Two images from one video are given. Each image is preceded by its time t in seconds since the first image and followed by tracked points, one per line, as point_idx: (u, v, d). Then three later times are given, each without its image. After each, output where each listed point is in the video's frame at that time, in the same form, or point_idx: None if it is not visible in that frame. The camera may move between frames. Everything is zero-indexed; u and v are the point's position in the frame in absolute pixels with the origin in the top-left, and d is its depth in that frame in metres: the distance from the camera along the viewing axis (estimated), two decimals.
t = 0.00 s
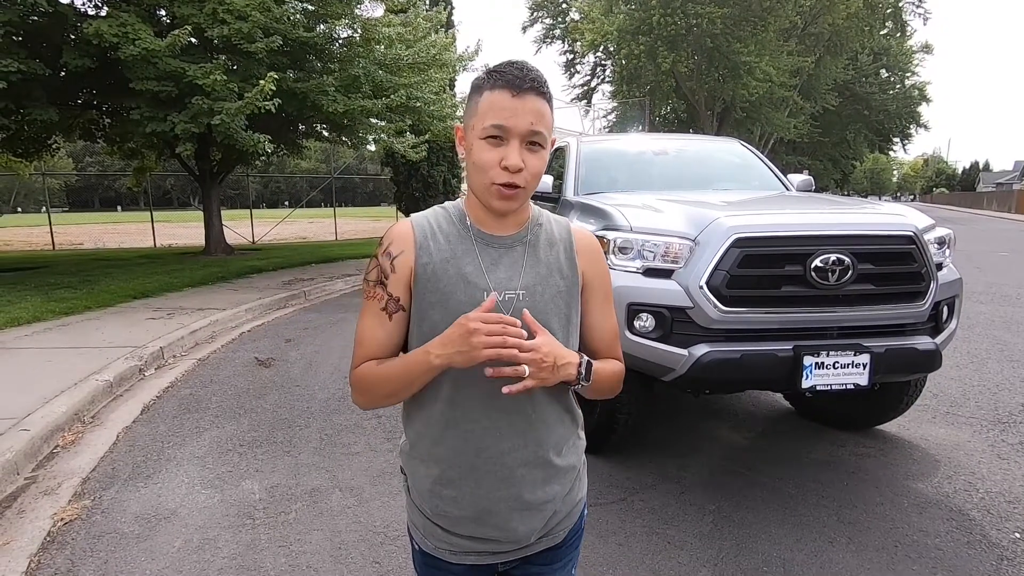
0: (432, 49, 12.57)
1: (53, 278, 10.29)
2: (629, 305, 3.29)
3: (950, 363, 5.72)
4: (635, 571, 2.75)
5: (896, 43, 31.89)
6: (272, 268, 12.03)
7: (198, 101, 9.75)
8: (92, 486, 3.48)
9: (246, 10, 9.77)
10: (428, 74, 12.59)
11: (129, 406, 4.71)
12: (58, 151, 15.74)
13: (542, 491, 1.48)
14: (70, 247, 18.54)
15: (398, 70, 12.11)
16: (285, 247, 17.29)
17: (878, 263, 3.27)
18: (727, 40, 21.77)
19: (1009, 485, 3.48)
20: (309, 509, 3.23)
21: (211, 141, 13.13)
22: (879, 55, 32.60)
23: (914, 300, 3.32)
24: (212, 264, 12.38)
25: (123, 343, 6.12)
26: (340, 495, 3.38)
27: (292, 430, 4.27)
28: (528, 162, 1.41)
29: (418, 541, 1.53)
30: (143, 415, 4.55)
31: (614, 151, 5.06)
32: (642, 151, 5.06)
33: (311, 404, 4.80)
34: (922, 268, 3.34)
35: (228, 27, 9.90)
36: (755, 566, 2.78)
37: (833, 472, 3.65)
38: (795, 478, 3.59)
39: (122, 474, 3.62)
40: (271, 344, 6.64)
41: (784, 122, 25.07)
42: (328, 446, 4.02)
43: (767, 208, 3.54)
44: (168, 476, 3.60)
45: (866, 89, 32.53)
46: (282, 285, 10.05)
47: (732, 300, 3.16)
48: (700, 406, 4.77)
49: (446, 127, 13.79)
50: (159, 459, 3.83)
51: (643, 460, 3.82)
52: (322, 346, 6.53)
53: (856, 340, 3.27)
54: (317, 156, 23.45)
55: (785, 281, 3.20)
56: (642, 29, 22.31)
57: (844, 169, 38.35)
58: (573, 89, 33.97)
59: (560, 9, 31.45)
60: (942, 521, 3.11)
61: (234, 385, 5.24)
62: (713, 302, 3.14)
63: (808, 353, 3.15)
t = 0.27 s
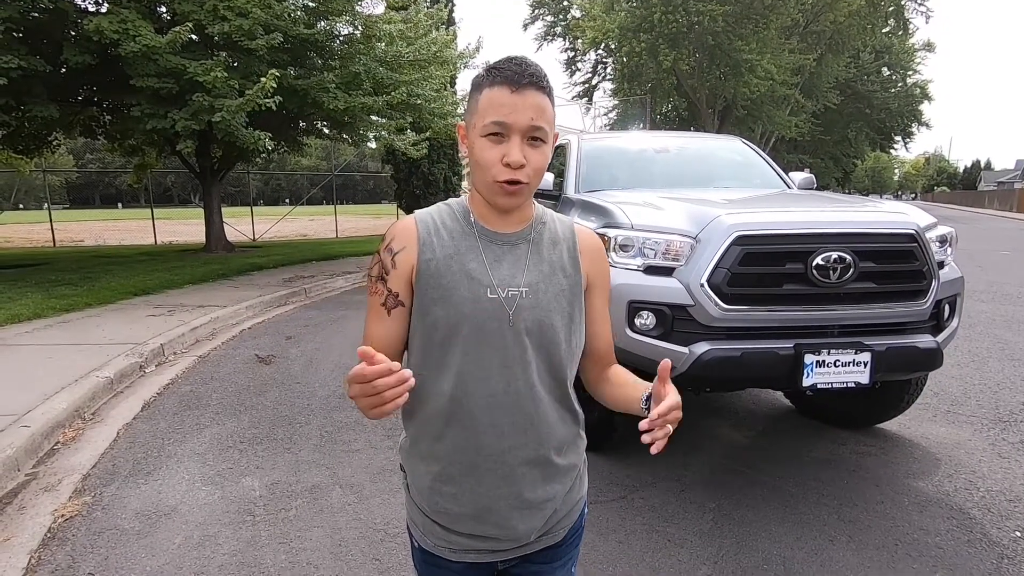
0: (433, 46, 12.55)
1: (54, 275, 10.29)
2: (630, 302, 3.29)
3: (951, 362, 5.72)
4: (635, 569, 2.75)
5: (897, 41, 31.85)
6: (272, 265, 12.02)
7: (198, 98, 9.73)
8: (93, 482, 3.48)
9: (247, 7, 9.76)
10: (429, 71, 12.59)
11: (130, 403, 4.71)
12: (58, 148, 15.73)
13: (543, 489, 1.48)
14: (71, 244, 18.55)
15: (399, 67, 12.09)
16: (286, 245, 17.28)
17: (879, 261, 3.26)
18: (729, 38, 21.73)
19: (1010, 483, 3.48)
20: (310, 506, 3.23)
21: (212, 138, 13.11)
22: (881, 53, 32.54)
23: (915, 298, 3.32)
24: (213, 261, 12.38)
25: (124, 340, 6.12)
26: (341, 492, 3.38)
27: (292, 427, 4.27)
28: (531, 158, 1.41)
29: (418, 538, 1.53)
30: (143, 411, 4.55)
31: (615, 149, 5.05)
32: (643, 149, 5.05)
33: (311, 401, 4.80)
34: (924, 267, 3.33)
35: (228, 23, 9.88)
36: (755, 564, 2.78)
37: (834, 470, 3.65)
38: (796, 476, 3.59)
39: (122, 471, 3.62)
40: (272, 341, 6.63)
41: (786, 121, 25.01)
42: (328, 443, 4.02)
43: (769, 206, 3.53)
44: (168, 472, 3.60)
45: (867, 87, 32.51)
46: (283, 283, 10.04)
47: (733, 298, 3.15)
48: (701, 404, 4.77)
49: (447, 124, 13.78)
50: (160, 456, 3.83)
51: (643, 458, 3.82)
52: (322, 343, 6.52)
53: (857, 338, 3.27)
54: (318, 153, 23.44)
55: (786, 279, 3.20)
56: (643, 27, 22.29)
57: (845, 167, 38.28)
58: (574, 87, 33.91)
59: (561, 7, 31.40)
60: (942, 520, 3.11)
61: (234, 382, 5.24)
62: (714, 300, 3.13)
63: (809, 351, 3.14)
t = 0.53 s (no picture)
0: (434, 44, 12.54)
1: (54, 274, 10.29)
2: (630, 301, 3.28)
3: (952, 360, 5.70)
4: (635, 568, 2.74)
5: (899, 39, 31.74)
6: (272, 264, 12.02)
7: (198, 97, 9.73)
8: (93, 481, 3.48)
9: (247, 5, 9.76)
10: (429, 69, 12.57)
11: (130, 402, 4.71)
12: (59, 147, 15.72)
13: (542, 489, 1.48)
14: (71, 242, 18.55)
15: (399, 65, 12.07)
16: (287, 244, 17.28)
17: (880, 260, 3.26)
18: (730, 36, 21.70)
19: (1010, 482, 3.47)
20: (309, 505, 3.23)
21: (212, 136, 13.11)
22: (882, 51, 32.48)
23: (916, 296, 3.31)
24: (214, 260, 12.38)
25: (124, 339, 6.12)
26: (341, 491, 3.38)
27: (293, 426, 4.27)
28: (532, 158, 1.40)
29: (416, 537, 1.52)
30: (144, 410, 4.55)
31: (616, 147, 5.05)
32: (644, 147, 5.04)
33: (311, 400, 4.79)
34: (925, 265, 3.32)
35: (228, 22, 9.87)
36: (755, 564, 2.77)
37: (834, 469, 3.64)
38: (796, 475, 3.59)
39: (122, 470, 3.62)
40: (272, 339, 6.63)
41: (787, 119, 24.96)
42: (328, 442, 4.02)
43: (769, 205, 3.53)
44: (168, 471, 3.60)
45: (868, 85, 32.46)
46: (283, 281, 10.04)
47: (733, 297, 3.14)
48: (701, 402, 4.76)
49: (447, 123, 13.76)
50: (160, 455, 3.83)
51: (644, 457, 3.81)
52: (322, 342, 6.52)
53: (858, 337, 3.26)
54: (319, 152, 23.44)
55: (786, 277, 3.19)
56: (644, 25, 22.26)
57: (847, 165, 38.21)
58: (575, 85, 33.87)
59: (562, 5, 31.36)
60: (943, 519, 3.10)
61: (234, 381, 5.24)
62: (715, 299, 3.13)
63: (809, 350, 3.13)
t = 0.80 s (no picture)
0: (431, 42, 12.53)
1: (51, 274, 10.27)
2: (628, 299, 3.29)
3: (949, 357, 5.72)
4: (634, 565, 2.75)
5: (896, 36, 31.74)
6: (270, 263, 12.01)
7: (195, 96, 9.71)
8: (91, 481, 3.48)
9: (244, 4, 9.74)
10: (427, 67, 12.56)
11: (128, 402, 4.71)
12: (56, 146, 15.68)
13: (542, 485, 1.48)
14: (68, 242, 18.51)
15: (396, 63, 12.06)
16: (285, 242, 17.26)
17: (877, 257, 3.26)
18: (727, 33, 21.70)
19: (1007, 478, 3.48)
20: (308, 504, 3.23)
21: (209, 135, 13.08)
22: (879, 48, 32.49)
23: (913, 293, 3.32)
24: (211, 259, 12.37)
25: (122, 338, 6.12)
26: (339, 490, 3.38)
27: (291, 425, 4.27)
28: (533, 156, 1.40)
29: (417, 533, 1.52)
30: (142, 410, 4.55)
31: (614, 145, 5.05)
32: (641, 145, 5.05)
33: (310, 399, 4.79)
34: (922, 262, 3.33)
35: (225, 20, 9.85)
36: (753, 560, 2.78)
37: (832, 466, 3.65)
38: (794, 472, 3.60)
39: (120, 470, 3.62)
40: (270, 339, 6.63)
41: (785, 117, 24.95)
42: (327, 441, 4.03)
43: (767, 202, 3.53)
44: (167, 471, 3.60)
45: (866, 82, 32.47)
46: (281, 280, 10.03)
47: (731, 294, 3.15)
48: (699, 400, 4.77)
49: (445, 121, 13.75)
50: (159, 454, 3.83)
51: (642, 454, 3.82)
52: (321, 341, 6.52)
53: (855, 334, 3.27)
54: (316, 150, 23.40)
55: (784, 274, 3.20)
56: (641, 22, 22.25)
57: (844, 162, 38.24)
58: (572, 83, 33.85)
59: (559, 3, 31.33)
60: (940, 515, 3.12)
61: (233, 380, 5.23)
62: (712, 296, 3.13)
63: (807, 347, 3.14)
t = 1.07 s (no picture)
0: (430, 44, 12.54)
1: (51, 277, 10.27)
2: (628, 300, 3.30)
3: (949, 356, 5.73)
4: (635, 565, 2.76)
5: (895, 37, 31.76)
6: (270, 264, 12.01)
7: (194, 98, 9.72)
8: (92, 484, 3.48)
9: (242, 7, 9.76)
10: (426, 69, 12.57)
11: (129, 404, 4.71)
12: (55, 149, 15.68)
13: (544, 480, 1.50)
14: (68, 245, 18.51)
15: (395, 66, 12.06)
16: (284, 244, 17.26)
17: (876, 257, 3.27)
18: (726, 34, 21.72)
19: (1006, 477, 3.49)
20: (309, 506, 3.23)
21: (208, 138, 13.09)
22: (878, 48, 32.54)
23: (912, 293, 3.33)
24: (211, 261, 12.37)
25: (122, 341, 6.12)
26: (340, 492, 3.38)
27: (292, 427, 4.27)
28: (538, 157, 1.40)
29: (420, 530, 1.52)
30: (142, 413, 4.55)
31: (613, 146, 5.06)
32: (640, 146, 5.05)
33: (310, 401, 4.80)
34: (921, 262, 3.34)
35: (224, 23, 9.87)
36: (754, 560, 2.78)
37: (832, 465, 3.66)
38: (794, 471, 3.60)
39: (121, 472, 3.62)
40: (271, 341, 6.63)
41: (784, 117, 24.98)
42: (327, 443, 4.03)
43: (766, 203, 3.54)
44: (168, 473, 3.60)
45: (864, 82, 32.51)
46: (281, 282, 10.04)
47: (731, 295, 3.16)
48: (699, 400, 4.78)
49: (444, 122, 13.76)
50: (159, 457, 3.83)
51: (642, 455, 3.82)
52: (321, 343, 6.52)
53: (855, 334, 3.28)
54: (315, 151, 23.41)
55: (783, 275, 3.20)
56: (640, 23, 22.26)
57: (843, 162, 38.27)
58: (571, 84, 33.89)
59: (558, 4, 31.36)
60: (940, 514, 3.12)
61: (233, 382, 5.24)
62: (712, 297, 3.14)
63: (806, 346, 3.15)
